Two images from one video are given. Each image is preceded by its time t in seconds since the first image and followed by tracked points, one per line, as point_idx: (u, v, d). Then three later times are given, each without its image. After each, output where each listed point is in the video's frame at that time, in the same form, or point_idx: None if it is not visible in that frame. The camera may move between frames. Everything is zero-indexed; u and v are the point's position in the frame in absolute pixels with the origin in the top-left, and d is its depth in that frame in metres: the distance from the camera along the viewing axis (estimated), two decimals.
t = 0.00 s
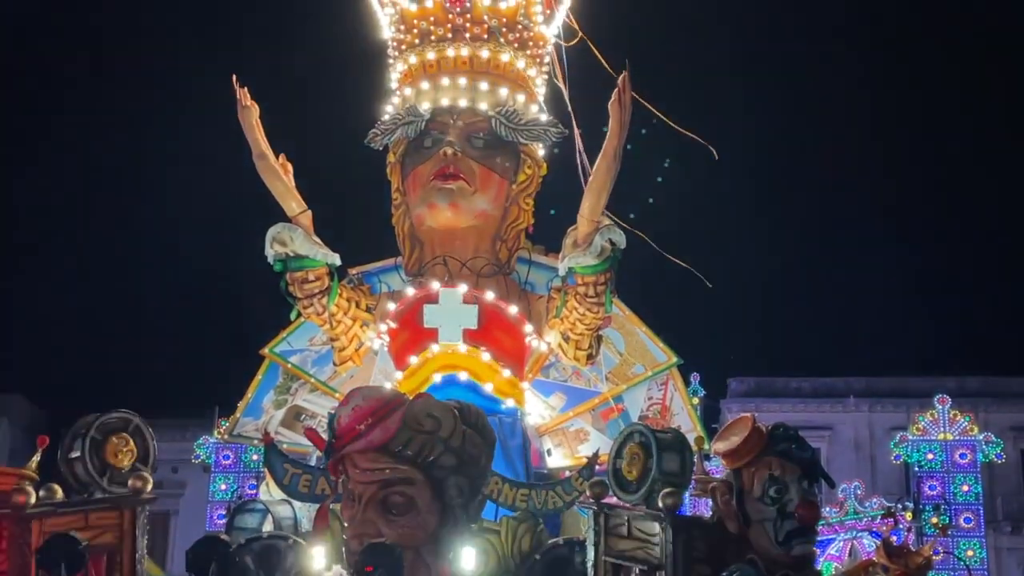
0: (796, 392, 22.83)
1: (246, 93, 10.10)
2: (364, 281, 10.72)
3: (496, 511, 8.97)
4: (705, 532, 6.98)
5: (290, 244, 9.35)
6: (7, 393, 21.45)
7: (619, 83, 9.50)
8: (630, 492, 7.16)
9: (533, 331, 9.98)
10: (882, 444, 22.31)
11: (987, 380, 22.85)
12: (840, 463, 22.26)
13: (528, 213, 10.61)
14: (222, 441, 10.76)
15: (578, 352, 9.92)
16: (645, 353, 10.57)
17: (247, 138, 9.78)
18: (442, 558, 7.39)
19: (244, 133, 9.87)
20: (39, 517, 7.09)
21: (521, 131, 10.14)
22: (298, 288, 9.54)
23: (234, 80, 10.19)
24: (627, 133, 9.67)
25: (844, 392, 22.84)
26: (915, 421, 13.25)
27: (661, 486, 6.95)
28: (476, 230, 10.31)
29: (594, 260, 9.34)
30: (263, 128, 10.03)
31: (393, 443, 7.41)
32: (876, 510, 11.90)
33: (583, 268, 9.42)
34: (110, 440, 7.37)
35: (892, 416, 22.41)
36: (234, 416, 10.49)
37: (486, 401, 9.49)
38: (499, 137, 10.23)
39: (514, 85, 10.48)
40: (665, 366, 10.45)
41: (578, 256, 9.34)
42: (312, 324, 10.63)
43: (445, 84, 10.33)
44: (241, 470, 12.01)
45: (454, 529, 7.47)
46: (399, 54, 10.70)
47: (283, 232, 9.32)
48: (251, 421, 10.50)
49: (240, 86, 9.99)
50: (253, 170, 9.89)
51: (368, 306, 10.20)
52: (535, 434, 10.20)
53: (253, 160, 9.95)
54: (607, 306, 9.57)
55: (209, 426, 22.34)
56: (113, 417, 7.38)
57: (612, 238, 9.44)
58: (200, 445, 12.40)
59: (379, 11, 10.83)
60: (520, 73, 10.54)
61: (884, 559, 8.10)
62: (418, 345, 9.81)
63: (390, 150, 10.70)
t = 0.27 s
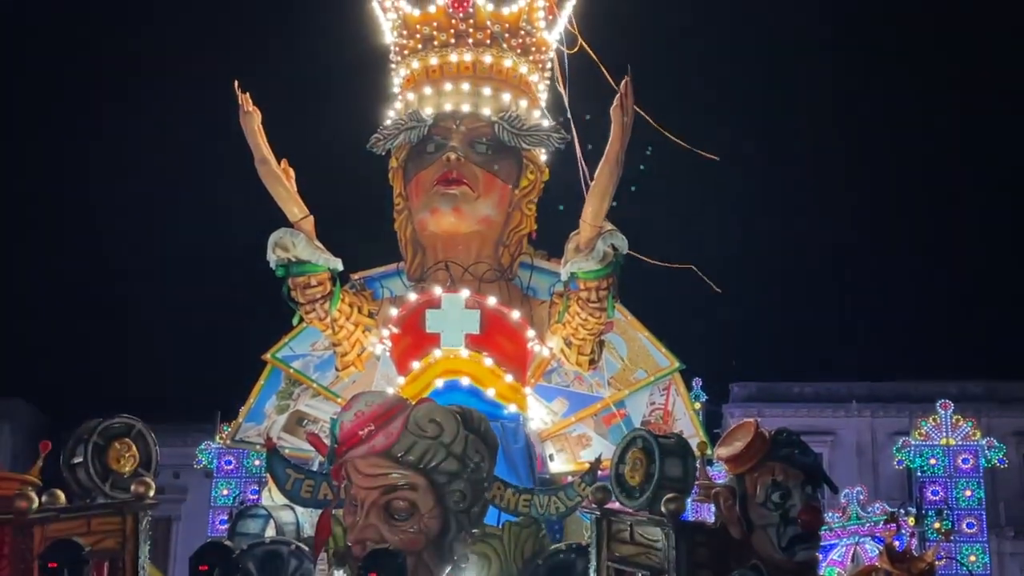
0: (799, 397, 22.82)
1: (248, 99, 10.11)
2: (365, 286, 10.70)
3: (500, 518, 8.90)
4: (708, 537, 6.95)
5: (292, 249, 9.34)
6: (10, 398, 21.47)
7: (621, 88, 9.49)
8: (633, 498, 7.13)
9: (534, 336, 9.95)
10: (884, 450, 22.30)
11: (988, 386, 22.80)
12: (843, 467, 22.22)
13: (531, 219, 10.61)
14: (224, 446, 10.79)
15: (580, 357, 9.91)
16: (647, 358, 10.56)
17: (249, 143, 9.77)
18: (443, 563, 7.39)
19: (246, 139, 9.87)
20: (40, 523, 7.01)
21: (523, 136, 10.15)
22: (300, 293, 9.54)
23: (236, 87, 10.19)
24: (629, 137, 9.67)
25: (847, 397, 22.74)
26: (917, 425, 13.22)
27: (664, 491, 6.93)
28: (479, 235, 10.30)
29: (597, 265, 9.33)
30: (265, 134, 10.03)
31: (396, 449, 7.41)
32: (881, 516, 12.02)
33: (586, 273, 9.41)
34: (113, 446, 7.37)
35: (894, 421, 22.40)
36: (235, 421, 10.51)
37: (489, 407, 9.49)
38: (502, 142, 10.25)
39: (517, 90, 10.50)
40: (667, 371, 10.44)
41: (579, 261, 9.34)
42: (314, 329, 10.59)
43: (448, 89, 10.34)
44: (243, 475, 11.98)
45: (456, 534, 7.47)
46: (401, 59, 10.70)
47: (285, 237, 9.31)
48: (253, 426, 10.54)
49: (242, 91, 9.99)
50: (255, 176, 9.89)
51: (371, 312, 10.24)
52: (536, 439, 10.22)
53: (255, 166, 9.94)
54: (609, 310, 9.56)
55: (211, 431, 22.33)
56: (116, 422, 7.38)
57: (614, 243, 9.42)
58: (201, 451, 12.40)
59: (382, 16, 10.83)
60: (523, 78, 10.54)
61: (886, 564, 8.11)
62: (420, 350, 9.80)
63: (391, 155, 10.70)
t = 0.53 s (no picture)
0: (800, 401, 22.82)
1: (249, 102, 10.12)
2: (366, 290, 10.70)
3: (501, 521, 8.87)
4: (710, 541, 6.90)
5: (294, 253, 9.35)
6: (12, 402, 21.49)
7: (622, 92, 9.50)
8: (635, 501, 7.13)
9: (537, 339, 9.93)
10: (886, 453, 22.30)
11: (990, 390, 22.80)
12: (845, 471, 22.20)
13: (533, 223, 10.62)
14: (226, 451, 10.78)
15: (582, 360, 9.91)
16: (649, 361, 10.55)
17: (251, 147, 9.77)
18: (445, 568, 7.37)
19: (248, 143, 9.87)
20: (43, 527, 6.98)
21: (526, 139, 10.26)
22: (302, 297, 9.55)
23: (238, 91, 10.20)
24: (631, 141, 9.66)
25: (849, 401, 22.80)
26: (919, 429, 13.21)
27: (665, 494, 6.94)
28: (481, 239, 10.31)
29: (598, 269, 9.35)
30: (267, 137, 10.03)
31: (398, 452, 7.41)
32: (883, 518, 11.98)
33: (587, 276, 9.42)
34: (115, 449, 7.37)
35: (895, 424, 22.40)
36: (237, 425, 10.51)
37: (490, 410, 9.54)
38: (504, 146, 10.28)
39: (519, 94, 10.51)
40: (669, 375, 10.41)
41: (581, 265, 9.33)
42: (315, 333, 10.58)
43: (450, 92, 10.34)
44: (245, 478, 12.00)
45: (457, 538, 7.47)
46: (403, 62, 10.70)
47: (286, 241, 9.31)
48: (255, 430, 10.53)
49: (244, 95, 9.98)
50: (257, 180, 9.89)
51: (371, 315, 10.24)
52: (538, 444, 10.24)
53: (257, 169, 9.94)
54: (610, 314, 9.57)
55: (213, 435, 22.33)
56: (118, 426, 7.39)
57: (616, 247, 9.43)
58: (202, 454, 12.40)
59: (384, 19, 10.83)
60: (524, 82, 10.54)
61: (888, 568, 8.10)
62: (422, 353, 9.79)
63: (392, 158, 10.74)
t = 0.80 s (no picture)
0: (802, 402, 22.81)
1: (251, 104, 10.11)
2: (368, 293, 10.70)
3: (502, 524, 8.87)
4: (711, 544, 6.92)
5: (295, 255, 9.36)
6: (14, 404, 21.50)
7: (624, 94, 9.50)
8: (636, 503, 7.10)
9: (538, 342, 9.87)
10: (888, 455, 22.29)
11: (992, 391, 22.79)
12: (847, 473, 22.20)
13: (534, 225, 10.61)
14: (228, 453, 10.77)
15: (583, 363, 9.90)
16: (650, 363, 10.55)
17: (253, 149, 9.77)
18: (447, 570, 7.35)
19: (250, 145, 9.88)
20: (45, 530, 7.02)
21: (528, 142, 10.27)
22: (303, 300, 9.55)
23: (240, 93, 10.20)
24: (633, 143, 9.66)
25: (851, 403, 22.79)
26: (921, 431, 13.19)
27: (667, 497, 6.91)
28: (483, 241, 10.31)
29: (600, 271, 9.34)
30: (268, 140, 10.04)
31: (399, 454, 7.42)
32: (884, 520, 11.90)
33: (589, 279, 9.42)
34: (116, 452, 7.36)
35: (897, 426, 22.38)
36: (238, 427, 10.50)
37: (491, 412, 9.55)
38: (507, 149, 10.28)
39: (521, 97, 10.49)
40: (670, 377, 10.41)
41: (582, 267, 9.32)
42: (317, 336, 10.56)
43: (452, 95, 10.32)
44: (246, 481, 12.00)
45: (457, 540, 7.44)
46: (405, 64, 10.70)
47: (287, 244, 9.32)
48: (256, 432, 10.53)
49: (246, 97, 9.98)
50: (259, 182, 9.89)
51: (374, 317, 10.19)
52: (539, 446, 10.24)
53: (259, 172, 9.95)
54: (612, 316, 9.57)
55: (214, 437, 22.33)
56: (120, 428, 7.38)
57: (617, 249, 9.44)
58: (204, 457, 12.41)
59: (386, 21, 10.83)
60: (527, 84, 10.54)
61: (890, 571, 8.10)
62: (423, 355, 9.79)
63: (394, 160, 10.74)
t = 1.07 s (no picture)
0: (803, 404, 22.81)
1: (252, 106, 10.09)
2: (370, 294, 10.73)
3: (504, 525, 8.84)
4: (713, 546, 6.90)
5: (297, 257, 9.37)
6: (15, 405, 21.51)
7: (625, 96, 9.51)
8: (637, 505, 7.13)
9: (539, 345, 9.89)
10: (889, 457, 22.27)
11: (993, 393, 22.78)
12: (848, 475, 22.20)
13: (536, 228, 10.61)
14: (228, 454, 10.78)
15: (584, 365, 9.93)
16: (651, 365, 10.53)
17: (254, 151, 9.78)
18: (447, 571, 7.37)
19: (251, 147, 9.88)
20: (46, 531, 7.06)
21: (530, 144, 10.25)
22: (305, 301, 9.58)
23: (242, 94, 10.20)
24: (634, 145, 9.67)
25: (852, 405, 22.79)
26: (921, 433, 13.17)
27: (667, 498, 6.94)
28: (485, 243, 10.32)
29: (601, 273, 9.35)
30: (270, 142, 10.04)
31: (400, 456, 7.40)
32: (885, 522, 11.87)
33: (590, 281, 9.43)
34: (117, 453, 7.37)
35: (899, 428, 22.37)
36: (240, 429, 10.53)
37: (492, 414, 9.55)
38: (509, 151, 10.29)
39: (523, 99, 10.48)
40: (671, 379, 10.41)
41: (583, 269, 9.32)
42: (318, 337, 10.59)
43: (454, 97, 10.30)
44: (247, 482, 12.00)
45: (458, 541, 7.46)
46: (407, 66, 10.72)
47: (289, 245, 9.33)
48: (257, 434, 10.55)
49: (247, 99, 9.97)
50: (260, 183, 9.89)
51: (375, 319, 10.14)
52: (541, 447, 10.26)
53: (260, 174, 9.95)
54: (613, 318, 9.58)
55: (215, 438, 22.33)
56: (121, 430, 7.39)
57: (618, 251, 9.45)
58: (206, 458, 12.41)
59: (388, 23, 10.83)
60: (529, 87, 10.55)
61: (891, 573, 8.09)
62: (424, 357, 9.80)
63: (395, 161, 10.74)
